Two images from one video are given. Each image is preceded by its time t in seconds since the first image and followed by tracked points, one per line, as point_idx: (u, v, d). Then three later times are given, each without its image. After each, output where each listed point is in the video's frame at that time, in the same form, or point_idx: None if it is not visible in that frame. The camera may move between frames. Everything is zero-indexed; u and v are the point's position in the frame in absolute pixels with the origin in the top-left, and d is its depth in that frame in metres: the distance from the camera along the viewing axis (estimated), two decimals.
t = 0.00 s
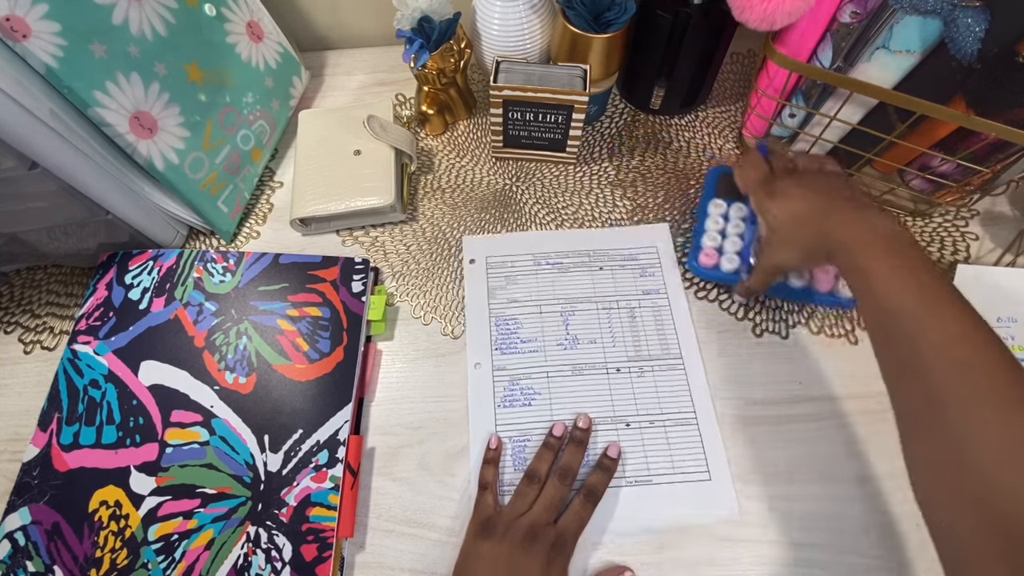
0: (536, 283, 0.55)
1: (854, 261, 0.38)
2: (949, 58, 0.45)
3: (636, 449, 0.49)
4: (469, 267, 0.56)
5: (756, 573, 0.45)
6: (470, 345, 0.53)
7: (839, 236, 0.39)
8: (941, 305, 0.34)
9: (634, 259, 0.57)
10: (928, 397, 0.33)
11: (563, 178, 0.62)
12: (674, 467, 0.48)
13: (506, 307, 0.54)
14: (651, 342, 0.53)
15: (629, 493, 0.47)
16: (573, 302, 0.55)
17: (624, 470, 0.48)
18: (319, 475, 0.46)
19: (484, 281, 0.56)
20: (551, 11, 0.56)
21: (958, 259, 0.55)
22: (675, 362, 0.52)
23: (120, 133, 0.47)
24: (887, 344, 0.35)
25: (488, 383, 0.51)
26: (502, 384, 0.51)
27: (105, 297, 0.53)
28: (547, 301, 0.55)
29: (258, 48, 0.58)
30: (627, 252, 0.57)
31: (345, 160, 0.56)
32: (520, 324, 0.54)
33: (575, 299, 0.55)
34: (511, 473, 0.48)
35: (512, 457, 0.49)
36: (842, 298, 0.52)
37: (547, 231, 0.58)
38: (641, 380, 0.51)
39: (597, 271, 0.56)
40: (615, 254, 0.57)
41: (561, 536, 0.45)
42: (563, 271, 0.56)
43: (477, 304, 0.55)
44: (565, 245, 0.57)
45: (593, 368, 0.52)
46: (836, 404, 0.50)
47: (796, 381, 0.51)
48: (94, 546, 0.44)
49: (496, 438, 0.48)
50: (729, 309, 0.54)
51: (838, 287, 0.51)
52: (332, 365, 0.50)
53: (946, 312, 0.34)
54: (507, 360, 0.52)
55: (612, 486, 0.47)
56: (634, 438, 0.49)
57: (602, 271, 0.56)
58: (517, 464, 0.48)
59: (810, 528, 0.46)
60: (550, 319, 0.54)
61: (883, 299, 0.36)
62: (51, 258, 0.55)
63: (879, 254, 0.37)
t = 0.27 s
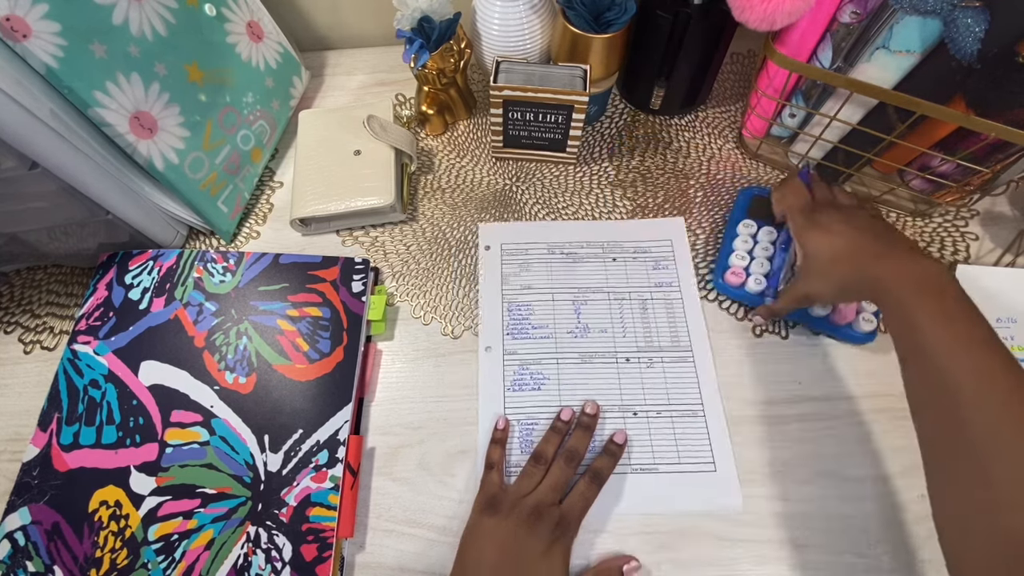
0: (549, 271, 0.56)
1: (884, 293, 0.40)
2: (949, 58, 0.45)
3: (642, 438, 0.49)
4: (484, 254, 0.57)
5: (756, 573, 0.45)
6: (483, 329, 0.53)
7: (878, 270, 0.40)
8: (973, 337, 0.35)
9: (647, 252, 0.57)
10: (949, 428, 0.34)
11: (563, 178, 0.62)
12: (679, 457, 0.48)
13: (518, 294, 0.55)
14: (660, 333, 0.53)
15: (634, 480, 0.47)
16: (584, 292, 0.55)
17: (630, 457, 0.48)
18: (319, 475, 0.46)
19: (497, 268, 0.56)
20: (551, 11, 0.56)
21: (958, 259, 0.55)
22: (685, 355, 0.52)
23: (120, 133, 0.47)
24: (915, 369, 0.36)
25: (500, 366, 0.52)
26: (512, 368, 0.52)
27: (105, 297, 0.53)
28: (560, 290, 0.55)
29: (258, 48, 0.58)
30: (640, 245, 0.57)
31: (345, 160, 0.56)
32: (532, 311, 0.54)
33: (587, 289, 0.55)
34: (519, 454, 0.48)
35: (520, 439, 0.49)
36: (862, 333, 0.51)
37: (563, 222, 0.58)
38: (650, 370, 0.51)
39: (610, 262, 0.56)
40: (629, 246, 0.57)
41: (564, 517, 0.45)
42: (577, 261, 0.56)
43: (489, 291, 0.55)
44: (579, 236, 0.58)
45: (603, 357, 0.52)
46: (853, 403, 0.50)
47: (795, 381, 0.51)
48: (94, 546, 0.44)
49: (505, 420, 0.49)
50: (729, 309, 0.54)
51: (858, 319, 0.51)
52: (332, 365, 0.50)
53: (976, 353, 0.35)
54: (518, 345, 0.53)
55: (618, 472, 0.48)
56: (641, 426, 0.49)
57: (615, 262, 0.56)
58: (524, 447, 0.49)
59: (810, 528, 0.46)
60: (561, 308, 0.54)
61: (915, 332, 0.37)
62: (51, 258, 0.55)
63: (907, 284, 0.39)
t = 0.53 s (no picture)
0: (551, 271, 0.56)
1: (794, 371, 0.39)
2: (949, 58, 0.45)
3: (642, 438, 0.49)
4: (488, 252, 0.57)
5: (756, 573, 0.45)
6: (483, 329, 0.53)
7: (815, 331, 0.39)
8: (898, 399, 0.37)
9: (650, 253, 0.57)
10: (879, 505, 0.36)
11: (563, 178, 0.62)
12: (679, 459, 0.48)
13: (521, 293, 0.55)
14: (663, 333, 0.53)
15: (633, 480, 0.48)
16: (587, 292, 0.55)
17: (630, 457, 0.48)
18: (319, 475, 0.46)
19: (500, 267, 0.56)
20: (551, 11, 0.56)
21: (957, 259, 0.55)
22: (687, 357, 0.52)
23: (120, 133, 0.47)
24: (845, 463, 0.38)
25: (501, 364, 0.52)
26: (513, 366, 0.52)
27: (105, 297, 0.53)
28: (562, 289, 0.55)
29: (258, 48, 0.58)
30: (644, 246, 0.57)
31: (345, 160, 0.56)
32: (535, 310, 0.54)
33: (590, 290, 0.55)
34: (518, 453, 0.49)
35: (520, 437, 0.49)
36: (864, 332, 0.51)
37: (567, 223, 0.58)
38: (651, 372, 0.51)
39: (613, 263, 0.56)
40: (632, 247, 0.57)
41: (564, 514, 0.46)
42: (579, 261, 0.56)
43: (492, 292, 0.55)
44: (583, 236, 0.58)
45: (605, 358, 0.52)
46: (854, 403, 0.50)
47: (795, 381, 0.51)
48: (94, 546, 0.44)
49: (505, 418, 0.49)
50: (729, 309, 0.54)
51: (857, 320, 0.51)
52: (332, 365, 0.50)
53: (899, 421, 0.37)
54: (520, 343, 0.53)
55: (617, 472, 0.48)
56: (641, 427, 0.49)
57: (618, 263, 0.56)
58: (525, 445, 0.49)
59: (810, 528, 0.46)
60: (563, 308, 0.54)
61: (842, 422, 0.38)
62: (51, 258, 0.55)
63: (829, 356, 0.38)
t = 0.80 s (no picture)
0: (553, 271, 0.56)
1: (684, 495, 0.45)
2: (949, 58, 0.45)
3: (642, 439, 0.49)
4: (490, 252, 0.57)
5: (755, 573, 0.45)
6: (483, 329, 0.53)
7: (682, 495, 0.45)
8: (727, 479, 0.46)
9: (651, 254, 0.57)
10: (734, 569, 0.43)
11: (563, 178, 0.62)
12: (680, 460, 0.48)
13: (521, 293, 0.55)
14: (664, 334, 0.53)
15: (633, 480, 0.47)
16: (588, 292, 0.55)
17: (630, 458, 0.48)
18: (319, 475, 0.46)
19: (501, 267, 0.56)
20: (551, 11, 0.56)
21: (957, 259, 0.55)
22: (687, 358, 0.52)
23: (120, 133, 0.47)
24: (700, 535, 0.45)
25: (501, 365, 0.52)
26: (514, 367, 0.52)
27: (105, 297, 0.53)
28: (564, 290, 0.55)
29: (258, 48, 0.58)
30: (645, 246, 0.57)
31: (345, 160, 0.56)
32: (535, 310, 0.54)
33: (591, 290, 0.55)
34: (519, 453, 0.48)
35: (521, 437, 0.49)
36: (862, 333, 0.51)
37: (568, 223, 0.58)
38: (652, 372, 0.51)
39: (614, 263, 0.56)
40: (633, 247, 0.57)
41: (563, 516, 0.46)
42: (580, 261, 0.56)
43: (493, 291, 0.55)
44: (585, 236, 0.58)
45: (605, 358, 0.52)
46: (853, 403, 0.50)
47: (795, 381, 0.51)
48: (94, 546, 0.44)
49: (507, 418, 0.49)
50: (729, 309, 0.54)
51: (857, 320, 0.51)
52: (332, 365, 0.50)
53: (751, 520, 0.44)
54: (520, 344, 0.53)
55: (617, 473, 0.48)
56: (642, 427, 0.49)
57: (620, 263, 0.56)
58: (525, 445, 0.49)
59: (810, 528, 0.46)
60: (564, 308, 0.54)
61: (694, 498, 0.45)
62: (50, 258, 0.55)
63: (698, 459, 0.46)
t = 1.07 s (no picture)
0: (553, 271, 0.56)
1: (685, 499, 0.44)
2: (949, 58, 0.45)
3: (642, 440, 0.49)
4: (490, 252, 0.57)
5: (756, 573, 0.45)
6: (483, 329, 0.53)
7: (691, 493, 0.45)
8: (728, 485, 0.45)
9: (651, 254, 0.57)
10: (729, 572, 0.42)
11: (563, 178, 0.62)
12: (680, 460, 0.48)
13: (522, 294, 0.55)
14: (663, 334, 0.53)
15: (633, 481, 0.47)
16: (589, 292, 0.55)
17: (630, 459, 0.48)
18: (319, 475, 0.46)
19: (501, 267, 0.56)
20: (551, 11, 0.56)
21: (957, 259, 0.55)
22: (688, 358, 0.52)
23: (120, 133, 0.47)
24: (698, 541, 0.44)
25: (501, 365, 0.52)
26: (514, 367, 0.52)
27: (105, 297, 0.53)
28: (564, 290, 0.55)
29: (258, 48, 0.58)
30: (645, 247, 0.57)
31: (345, 160, 0.56)
32: (535, 310, 0.54)
33: (591, 290, 0.55)
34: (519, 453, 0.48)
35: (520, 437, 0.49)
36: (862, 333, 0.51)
37: (568, 223, 0.58)
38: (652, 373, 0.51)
39: (614, 264, 0.56)
40: (634, 248, 0.57)
41: (564, 535, 0.45)
42: (580, 262, 0.56)
43: (493, 292, 0.55)
44: (584, 236, 0.58)
45: (605, 358, 0.52)
46: (853, 403, 0.50)
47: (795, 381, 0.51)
48: (94, 546, 0.44)
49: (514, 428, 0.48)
50: (729, 309, 0.54)
51: (857, 320, 0.51)
52: (332, 365, 0.50)
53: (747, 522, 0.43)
54: (520, 344, 0.53)
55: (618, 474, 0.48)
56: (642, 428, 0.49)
57: (620, 263, 0.56)
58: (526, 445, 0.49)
59: (810, 528, 0.46)
60: (564, 308, 0.54)
61: (695, 504, 0.44)
62: (50, 258, 0.55)
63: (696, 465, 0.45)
